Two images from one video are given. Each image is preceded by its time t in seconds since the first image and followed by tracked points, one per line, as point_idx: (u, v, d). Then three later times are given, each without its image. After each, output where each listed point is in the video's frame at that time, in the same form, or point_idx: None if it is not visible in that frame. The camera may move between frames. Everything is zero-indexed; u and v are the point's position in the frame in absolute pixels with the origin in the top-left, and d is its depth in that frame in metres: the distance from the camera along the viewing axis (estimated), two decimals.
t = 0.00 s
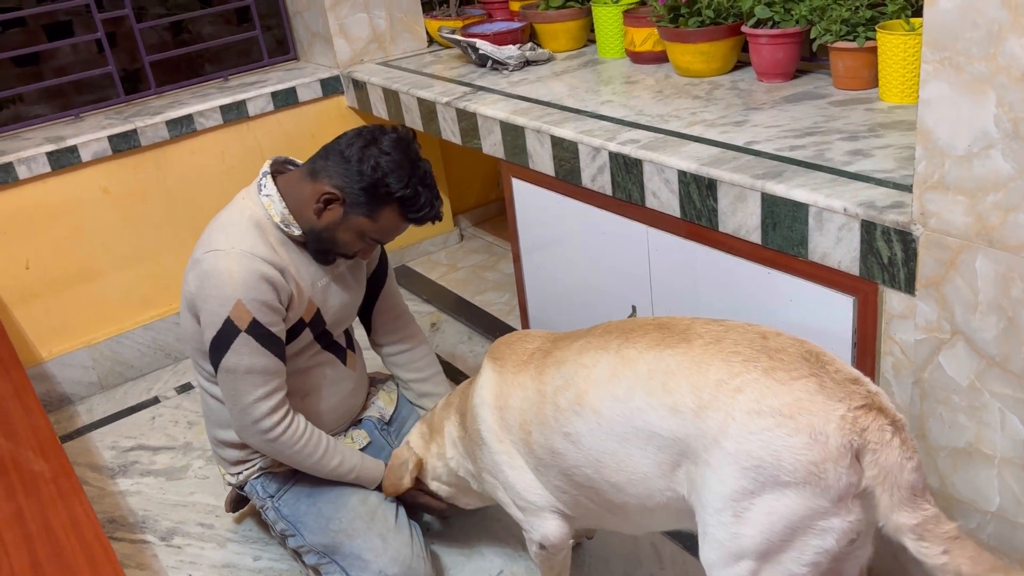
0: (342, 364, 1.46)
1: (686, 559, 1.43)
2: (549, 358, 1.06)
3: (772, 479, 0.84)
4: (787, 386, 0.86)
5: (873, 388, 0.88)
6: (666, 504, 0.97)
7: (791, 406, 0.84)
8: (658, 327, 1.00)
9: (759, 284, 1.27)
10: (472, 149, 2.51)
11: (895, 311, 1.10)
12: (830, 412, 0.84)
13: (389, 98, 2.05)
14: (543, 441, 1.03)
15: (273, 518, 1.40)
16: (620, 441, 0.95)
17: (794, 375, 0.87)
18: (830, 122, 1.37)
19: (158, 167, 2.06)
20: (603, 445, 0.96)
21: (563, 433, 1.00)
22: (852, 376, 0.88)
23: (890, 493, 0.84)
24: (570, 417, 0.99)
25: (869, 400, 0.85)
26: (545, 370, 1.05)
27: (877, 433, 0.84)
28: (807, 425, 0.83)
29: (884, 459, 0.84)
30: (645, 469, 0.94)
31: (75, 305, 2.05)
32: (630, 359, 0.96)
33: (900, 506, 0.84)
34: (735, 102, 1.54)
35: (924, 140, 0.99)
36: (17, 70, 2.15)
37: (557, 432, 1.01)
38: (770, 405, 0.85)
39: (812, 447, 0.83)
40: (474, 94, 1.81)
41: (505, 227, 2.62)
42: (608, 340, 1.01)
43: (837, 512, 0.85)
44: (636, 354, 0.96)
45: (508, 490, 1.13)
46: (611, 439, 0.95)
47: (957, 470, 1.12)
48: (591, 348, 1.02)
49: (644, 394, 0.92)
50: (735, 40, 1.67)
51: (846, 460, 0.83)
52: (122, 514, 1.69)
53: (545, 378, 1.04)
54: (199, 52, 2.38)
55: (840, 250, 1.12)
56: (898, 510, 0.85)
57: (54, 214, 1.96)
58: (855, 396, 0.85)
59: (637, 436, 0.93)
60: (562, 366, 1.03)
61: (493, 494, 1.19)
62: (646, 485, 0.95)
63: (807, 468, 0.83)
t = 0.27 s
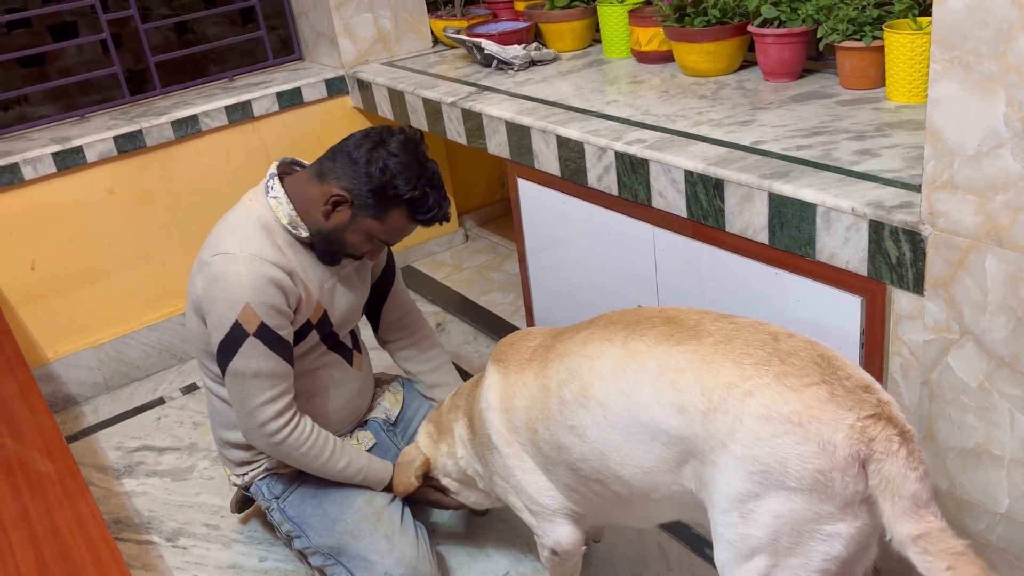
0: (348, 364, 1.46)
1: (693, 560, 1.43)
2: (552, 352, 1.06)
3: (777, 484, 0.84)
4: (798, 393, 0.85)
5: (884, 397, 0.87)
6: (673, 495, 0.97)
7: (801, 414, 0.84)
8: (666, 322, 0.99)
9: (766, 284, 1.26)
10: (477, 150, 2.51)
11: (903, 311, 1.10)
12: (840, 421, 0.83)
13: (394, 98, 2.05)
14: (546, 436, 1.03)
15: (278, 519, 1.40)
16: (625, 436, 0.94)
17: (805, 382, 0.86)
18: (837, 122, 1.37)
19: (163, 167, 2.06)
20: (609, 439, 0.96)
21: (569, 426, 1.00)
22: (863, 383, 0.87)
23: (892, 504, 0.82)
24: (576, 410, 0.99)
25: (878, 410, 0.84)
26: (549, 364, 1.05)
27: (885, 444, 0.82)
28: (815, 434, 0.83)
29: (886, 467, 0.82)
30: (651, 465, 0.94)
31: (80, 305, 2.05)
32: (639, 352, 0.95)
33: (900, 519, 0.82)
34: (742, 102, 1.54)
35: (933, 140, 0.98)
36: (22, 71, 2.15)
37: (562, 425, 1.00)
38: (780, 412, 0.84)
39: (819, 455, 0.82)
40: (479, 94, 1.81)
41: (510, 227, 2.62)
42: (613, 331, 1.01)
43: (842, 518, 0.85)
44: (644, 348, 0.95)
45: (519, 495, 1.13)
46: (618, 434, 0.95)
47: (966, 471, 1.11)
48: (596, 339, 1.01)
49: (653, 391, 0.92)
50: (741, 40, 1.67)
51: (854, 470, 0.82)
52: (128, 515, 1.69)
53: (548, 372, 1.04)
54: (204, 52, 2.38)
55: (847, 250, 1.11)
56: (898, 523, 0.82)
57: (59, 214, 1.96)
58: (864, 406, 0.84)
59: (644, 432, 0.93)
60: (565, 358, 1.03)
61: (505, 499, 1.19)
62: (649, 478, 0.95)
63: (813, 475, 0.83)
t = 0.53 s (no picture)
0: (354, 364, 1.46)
1: (699, 560, 1.42)
2: (564, 354, 1.06)
3: (792, 484, 0.84)
4: (815, 392, 0.85)
5: (902, 398, 0.87)
6: (685, 496, 0.96)
7: (817, 413, 0.83)
8: (681, 319, 0.99)
9: (772, 283, 1.26)
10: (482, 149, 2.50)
11: (911, 311, 1.09)
12: (856, 422, 0.83)
13: (399, 98, 2.05)
14: (560, 439, 1.03)
15: (282, 520, 1.39)
16: (639, 437, 0.94)
17: (822, 381, 0.85)
18: (844, 121, 1.36)
19: (169, 167, 2.07)
20: (623, 439, 0.96)
21: (583, 427, 0.99)
22: (881, 384, 0.87)
23: (906, 505, 0.83)
24: (590, 410, 0.98)
25: (896, 411, 0.84)
26: (562, 366, 1.04)
27: (901, 446, 0.83)
28: (831, 434, 0.82)
29: (902, 470, 0.82)
30: (663, 465, 0.94)
31: (86, 305, 2.05)
32: (653, 350, 0.95)
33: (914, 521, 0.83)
34: (747, 101, 1.53)
35: (941, 139, 0.98)
36: (28, 71, 2.15)
37: (576, 427, 1.00)
38: (796, 411, 0.84)
39: (835, 455, 0.82)
40: (484, 93, 1.81)
41: (514, 226, 2.62)
42: (625, 330, 1.01)
43: (856, 520, 0.84)
44: (658, 346, 0.95)
45: (531, 498, 1.13)
46: (632, 434, 0.95)
47: (974, 471, 1.11)
48: (609, 339, 1.01)
49: (668, 388, 0.91)
50: (747, 39, 1.67)
51: (869, 471, 0.82)
52: (133, 514, 1.69)
53: (562, 373, 1.03)
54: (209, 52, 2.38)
55: (855, 250, 1.11)
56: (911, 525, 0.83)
57: (65, 214, 1.96)
58: (881, 405, 0.84)
59: (658, 431, 0.92)
60: (578, 359, 1.02)
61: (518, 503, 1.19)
62: (663, 480, 0.95)
63: (828, 476, 0.82)
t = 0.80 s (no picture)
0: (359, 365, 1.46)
1: (705, 559, 1.42)
2: (564, 359, 1.06)
3: (791, 483, 0.84)
4: (813, 392, 0.84)
5: (902, 397, 0.86)
6: (692, 496, 0.96)
7: (816, 414, 0.83)
8: (681, 321, 0.99)
9: (779, 281, 1.25)
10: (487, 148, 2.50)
11: (918, 310, 1.09)
12: (855, 421, 0.82)
13: (404, 96, 2.05)
14: (565, 444, 1.03)
15: (288, 520, 1.40)
16: (644, 439, 0.94)
17: (820, 381, 0.85)
18: (850, 119, 1.36)
19: (173, 166, 2.07)
20: (627, 441, 0.96)
21: (586, 430, 0.99)
22: (881, 382, 0.86)
23: (904, 504, 0.83)
24: (593, 414, 0.98)
25: (895, 411, 0.84)
26: (562, 371, 1.04)
27: (900, 445, 0.82)
28: (830, 433, 0.82)
29: (902, 470, 0.82)
30: (670, 466, 0.94)
31: (92, 304, 2.05)
32: (654, 353, 0.95)
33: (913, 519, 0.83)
34: (753, 99, 1.53)
35: (949, 137, 0.98)
36: (33, 70, 2.16)
37: (580, 431, 1.00)
38: (795, 411, 0.84)
39: (834, 454, 0.82)
40: (489, 92, 1.81)
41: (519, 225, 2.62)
42: (625, 333, 1.00)
43: (856, 518, 0.84)
44: (659, 349, 0.95)
45: (539, 504, 1.13)
46: (637, 436, 0.95)
47: (981, 470, 1.11)
48: (610, 342, 1.01)
49: (669, 391, 0.91)
50: (752, 36, 1.66)
51: (867, 470, 0.82)
52: (139, 512, 1.69)
53: (563, 379, 1.03)
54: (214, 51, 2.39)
55: (861, 248, 1.11)
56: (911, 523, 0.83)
57: (70, 213, 1.97)
58: (881, 405, 0.84)
59: (662, 434, 0.92)
60: (579, 364, 1.02)
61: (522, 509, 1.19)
62: (671, 481, 0.95)
63: (827, 475, 0.82)
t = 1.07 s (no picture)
0: (361, 363, 1.45)
1: (709, 558, 1.42)
2: (567, 358, 1.06)
3: (796, 480, 0.83)
4: (817, 388, 0.84)
5: (905, 392, 0.86)
6: (697, 495, 0.96)
7: (820, 409, 0.83)
8: (684, 319, 0.98)
9: (784, 279, 1.25)
10: (491, 145, 2.50)
11: (924, 308, 1.08)
12: (859, 417, 0.82)
13: (408, 94, 2.04)
14: (568, 442, 1.02)
15: (292, 517, 1.40)
16: (648, 438, 0.94)
17: (824, 376, 0.85)
18: (856, 116, 1.35)
19: (178, 164, 2.07)
20: (631, 439, 0.95)
21: (590, 430, 0.99)
22: (884, 379, 0.86)
23: (909, 500, 0.82)
24: (597, 413, 0.98)
25: (899, 407, 0.84)
26: (565, 370, 1.04)
27: (904, 442, 0.82)
28: (835, 429, 0.82)
29: (907, 466, 0.82)
30: (672, 465, 0.94)
31: (97, 302, 2.05)
32: (658, 350, 0.94)
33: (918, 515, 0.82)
34: (758, 96, 1.52)
35: (955, 134, 0.97)
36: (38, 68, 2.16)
37: (584, 431, 1.00)
38: (799, 407, 0.83)
39: (838, 450, 0.81)
40: (493, 89, 1.81)
41: (523, 223, 2.62)
42: (629, 331, 1.00)
43: (861, 516, 0.84)
44: (663, 346, 0.94)
45: (542, 507, 1.13)
46: (640, 434, 0.94)
47: (987, 469, 1.10)
48: (614, 340, 1.00)
49: (673, 388, 0.91)
50: (757, 34, 1.66)
51: (872, 466, 0.81)
52: (144, 510, 1.69)
53: (566, 378, 1.03)
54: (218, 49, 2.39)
55: (867, 246, 1.10)
56: (916, 519, 0.82)
57: (76, 211, 1.97)
58: (884, 401, 0.83)
59: (667, 432, 0.92)
60: (583, 364, 1.02)
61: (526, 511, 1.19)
62: (674, 480, 0.95)
63: (831, 471, 0.82)
